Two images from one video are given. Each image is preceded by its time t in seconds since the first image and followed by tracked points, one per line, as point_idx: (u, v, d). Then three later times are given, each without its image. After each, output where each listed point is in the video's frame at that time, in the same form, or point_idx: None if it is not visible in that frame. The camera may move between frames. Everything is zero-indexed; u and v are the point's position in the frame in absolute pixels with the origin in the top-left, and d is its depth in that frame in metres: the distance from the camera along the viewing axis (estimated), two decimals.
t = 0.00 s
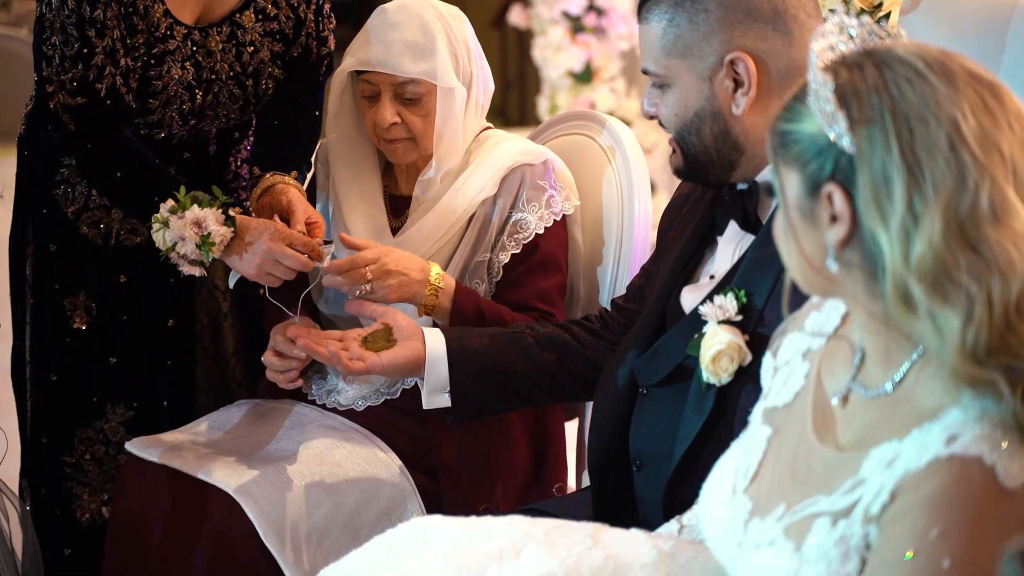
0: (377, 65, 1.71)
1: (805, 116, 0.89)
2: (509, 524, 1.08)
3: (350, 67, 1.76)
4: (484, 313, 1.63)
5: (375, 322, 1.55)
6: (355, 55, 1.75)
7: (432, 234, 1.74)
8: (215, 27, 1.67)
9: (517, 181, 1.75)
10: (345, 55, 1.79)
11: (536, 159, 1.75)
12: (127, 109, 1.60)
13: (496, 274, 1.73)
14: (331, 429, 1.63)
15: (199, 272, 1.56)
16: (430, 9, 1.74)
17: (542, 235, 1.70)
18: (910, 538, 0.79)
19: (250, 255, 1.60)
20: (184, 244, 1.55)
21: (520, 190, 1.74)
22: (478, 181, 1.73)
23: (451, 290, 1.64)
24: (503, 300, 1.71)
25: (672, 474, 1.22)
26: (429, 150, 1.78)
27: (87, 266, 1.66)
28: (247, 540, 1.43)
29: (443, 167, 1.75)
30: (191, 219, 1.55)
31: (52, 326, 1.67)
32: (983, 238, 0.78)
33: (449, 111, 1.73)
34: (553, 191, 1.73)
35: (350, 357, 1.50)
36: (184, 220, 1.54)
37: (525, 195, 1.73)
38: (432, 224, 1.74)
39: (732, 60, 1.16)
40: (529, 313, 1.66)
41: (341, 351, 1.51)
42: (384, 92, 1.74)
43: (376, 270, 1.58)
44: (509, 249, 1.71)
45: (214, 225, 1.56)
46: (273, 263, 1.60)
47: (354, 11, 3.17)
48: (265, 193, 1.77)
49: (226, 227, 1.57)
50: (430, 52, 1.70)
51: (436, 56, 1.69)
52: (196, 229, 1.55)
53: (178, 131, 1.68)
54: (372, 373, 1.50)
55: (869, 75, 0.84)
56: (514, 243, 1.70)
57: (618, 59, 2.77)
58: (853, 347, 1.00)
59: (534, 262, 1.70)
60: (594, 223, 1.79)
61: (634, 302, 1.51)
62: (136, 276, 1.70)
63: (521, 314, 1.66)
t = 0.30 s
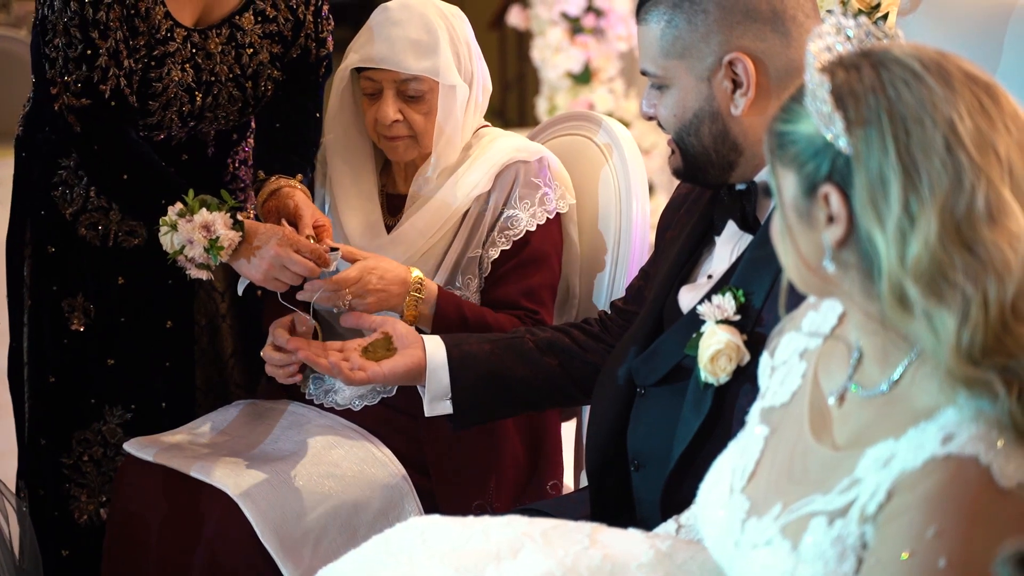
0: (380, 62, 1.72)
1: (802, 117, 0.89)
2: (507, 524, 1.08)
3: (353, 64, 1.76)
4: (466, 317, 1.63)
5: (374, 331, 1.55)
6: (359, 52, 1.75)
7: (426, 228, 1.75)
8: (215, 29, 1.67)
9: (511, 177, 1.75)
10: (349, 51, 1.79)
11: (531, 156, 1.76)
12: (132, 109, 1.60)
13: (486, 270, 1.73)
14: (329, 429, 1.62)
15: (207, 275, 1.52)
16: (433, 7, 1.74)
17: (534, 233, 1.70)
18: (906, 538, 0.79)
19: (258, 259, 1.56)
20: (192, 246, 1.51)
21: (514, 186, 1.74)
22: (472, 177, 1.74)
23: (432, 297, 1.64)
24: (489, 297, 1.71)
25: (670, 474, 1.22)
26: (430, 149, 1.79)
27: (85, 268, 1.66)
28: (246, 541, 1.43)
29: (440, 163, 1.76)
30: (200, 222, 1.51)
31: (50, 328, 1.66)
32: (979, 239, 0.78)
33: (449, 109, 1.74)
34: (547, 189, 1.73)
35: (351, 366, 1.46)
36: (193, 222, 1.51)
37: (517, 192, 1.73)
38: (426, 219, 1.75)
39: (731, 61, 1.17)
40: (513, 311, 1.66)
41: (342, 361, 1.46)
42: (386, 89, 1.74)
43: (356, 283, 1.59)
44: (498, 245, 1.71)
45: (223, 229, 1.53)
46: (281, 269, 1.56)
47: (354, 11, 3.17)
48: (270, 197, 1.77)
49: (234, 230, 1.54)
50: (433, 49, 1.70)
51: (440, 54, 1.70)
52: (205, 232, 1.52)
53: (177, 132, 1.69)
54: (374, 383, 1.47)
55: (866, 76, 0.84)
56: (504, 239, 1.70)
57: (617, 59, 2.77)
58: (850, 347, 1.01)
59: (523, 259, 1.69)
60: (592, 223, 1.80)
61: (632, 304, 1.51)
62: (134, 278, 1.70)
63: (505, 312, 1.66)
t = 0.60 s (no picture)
0: (380, 60, 1.72)
1: (802, 116, 0.89)
2: (506, 523, 1.08)
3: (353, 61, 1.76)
4: (457, 315, 1.63)
5: (376, 341, 1.53)
6: (359, 50, 1.75)
7: (423, 224, 1.75)
8: (215, 29, 1.67)
9: (508, 173, 1.75)
10: (349, 49, 1.79)
11: (528, 152, 1.76)
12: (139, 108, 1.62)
13: (481, 265, 1.74)
14: (329, 428, 1.62)
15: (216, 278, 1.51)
16: (432, 6, 1.74)
17: (530, 228, 1.70)
18: (904, 537, 0.79)
19: (267, 262, 1.55)
20: (202, 249, 1.50)
21: (510, 182, 1.75)
22: (469, 173, 1.76)
23: (424, 296, 1.64)
24: (485, 292, 1.71)
25: (669, 474, 1.22)
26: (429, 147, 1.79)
27: (84, 268, 1.66)
28: (245, 540, 1.43)
29: (439, 161, 1.77)
30: (211, 224, 1.50)
31: (50, 327, 1.66)
32: (979, 239, 0.78)
33: (449, 106, 1.75)
34: (545, 185, 1.73)
35: (356, 376, 1.45)
36: (203, 225, 1.50)
37: (514, 188, 1.73)
38: (424, 215, 1.75)
39: (732, 60, 1.17)
40: (506, 306, 1.67)
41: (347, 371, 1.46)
42: (387, 87, 1.75)
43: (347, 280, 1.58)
44: (495, 239, 1.71)
45: (233, 231, 1.52)
46: (289, 272, 1.55)
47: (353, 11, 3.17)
48: (276, 200, 1.76)
49: (244, 233, 1.52)
50: (433, 47, 1.71)
51: (440, 51, 1.71)
52: (215, 235, 1.51)
53: (177, 132, 1.69)
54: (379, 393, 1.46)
55: (866, 75, 0.84)
56: (501, 232, 1.71)
57: (616, 59, 2.78)
58: (849, 346, 1.01)
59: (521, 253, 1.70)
60: (591, 222, 1.80)
61: (633, 304, 1.52)
62: (133, 278, 1.70)
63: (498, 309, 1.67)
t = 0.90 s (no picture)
0: (378, 57, 1.72)
1: (805, 114, 0.89)
2: (507, 522, 1.08)
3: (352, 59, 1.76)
4: (467, 310, 1.63)
5: (381, 345, 1.53)
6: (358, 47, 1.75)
7: (424, 220, 1.75)
8: (215, 26, 1.67)
9: (509, 168, 1.76)
10: (347, 47, 1.79)
11: (528, 148, 1.77)
12: (146, 105, 1.62)
13: (485, 261, 1.73)
14: (330, 426, 1.62)
15: (225, 280, 1.50)
16: (429, 2, 1.74)
17: (533, 225, 1.70)
18: (905, 535, 0.79)
19: (276, 263, 1.55)
20: (212, 250, 1.49)
21: (512, 177, 1.75)
22: (470, 169, 1.75)
23: (434, 290, 1.63)
24: (489, 289, 1.72)
25: (670, 472, 1.22)
26: (429, 142, 1.79)
27: (84, 266, 1.65)
28: (246, 539, 1.43)
29: (438, 157, 1.77)
30: (221, 225, 1.49)
31: (50, 325, 1.66)
32: (982, 238, 0.78)
33: (448, 101, 1.74)
34: (546, 179, 1.74)
35: (361, 383, 1.43)
36: (214, 226, 1.49)
37: (516, 182, 1.74)
38: (425, 211, 1.75)
39: (734, 59, 1.17)
40: (514, 301, 1.67)
41: (352, 378, 1.43)
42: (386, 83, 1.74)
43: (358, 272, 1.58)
44: (498, 235, 1.71)
45: (243, 233, 1.51)
46: (298, 275, 1.55)
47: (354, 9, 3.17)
48: (279, 198, 1.76)
49: (254, 234, 1.52)
50: (432, 43, 1.71)
51: (439, 47, 1.71)
52: (225, 236, 1.50)
53: (179, 130, 1.69)
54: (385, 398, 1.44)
55: (869, 73, 0.84)
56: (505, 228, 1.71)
57: (617, 57, 2.77)
58: (850, 343, 1.01)
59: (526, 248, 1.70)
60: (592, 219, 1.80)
61: (636, 305, 1.52)
62: (134, 276, 1.69)
63: (507, 303, 1.66)
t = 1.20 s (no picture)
0: (377, 56, 1.71)
1: (809, 112, 0.88)
2: (509, 521, 1.07)
3: (350, 58, 1.76)
4: (495, 304, 1.63)
5: (383, 348, 1.51)
6: (356, 47, 1.74)
7: (428, 219, 1.75)
8: (219, 20, 1.67)
9: (512, 168, 1.76)
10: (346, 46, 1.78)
11: (531, 145, 1.77)
12: (151, 101, 1.62)
13: (496, 262, 1.73)
14: (331, 425, 1.62)
15: (232, 276, 1.51)
16: None
17: (543, 221, 1.71)
18: (909, 534, 0.79)
19: (282, 258, 1.55)
20: (218, 246, 1.51)
21: (517, 176, 1.76)
22: (474, 169, 1.75)
23: (461, 288, 1.63)
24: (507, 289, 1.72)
25: (672, 471, 1.21)
26: (430, 140, 1.79)
27: (86, 264, 1.65)
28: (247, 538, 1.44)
29: (439, 155, 1.77)
30: (226, 222, 1.50)
31: (52, 325, 1.66)
32: (986, 237, 0.78)
33: (449, 98, 1.74)
34: (549, 177, 1.74)
35: (365, 387, 1.43)
36: (219, 222, 1.51)
37: (523, 181, 1.75)
38: (428, 210, 1.75)
39: (735, 58, 1.16)
40: (536, 297, 1.68)
41: (356, 381, 1.43)
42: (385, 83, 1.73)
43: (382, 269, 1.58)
44: (511, 236, 1.71)
45: (248, 228, 1.52)
46: (303, 268, 1.55)
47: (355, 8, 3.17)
48: (269, 187, 1.76)
49: (260, 229, 1.53)
50: (430, 41, 1.70)
51: (437, 45, 1.70)
52: (230, 232, 1.51)
53: (184, 126, 1.70)
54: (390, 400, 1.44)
55: (873, 71, 0.84)
56: (515, 228, 1.71)
57: (617, 56, 2.75)
58: (853, 342, 1.01)
59: (538, 247, 1.71)
60: (593, 218, 1.80)
61: (638, 304, 1.52)
62: (137, 274, 1.69)
63: (529, 299, 1.67)
